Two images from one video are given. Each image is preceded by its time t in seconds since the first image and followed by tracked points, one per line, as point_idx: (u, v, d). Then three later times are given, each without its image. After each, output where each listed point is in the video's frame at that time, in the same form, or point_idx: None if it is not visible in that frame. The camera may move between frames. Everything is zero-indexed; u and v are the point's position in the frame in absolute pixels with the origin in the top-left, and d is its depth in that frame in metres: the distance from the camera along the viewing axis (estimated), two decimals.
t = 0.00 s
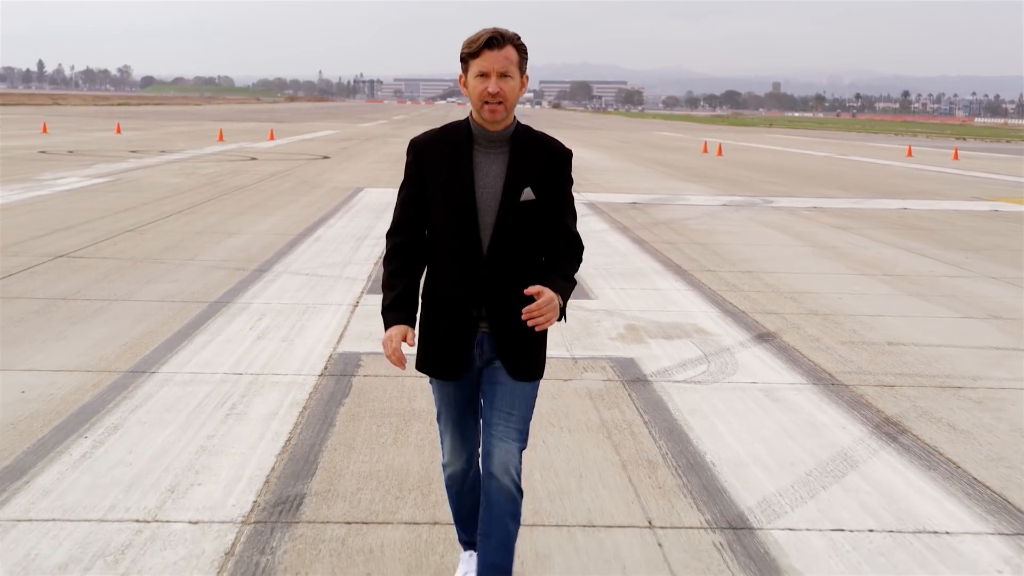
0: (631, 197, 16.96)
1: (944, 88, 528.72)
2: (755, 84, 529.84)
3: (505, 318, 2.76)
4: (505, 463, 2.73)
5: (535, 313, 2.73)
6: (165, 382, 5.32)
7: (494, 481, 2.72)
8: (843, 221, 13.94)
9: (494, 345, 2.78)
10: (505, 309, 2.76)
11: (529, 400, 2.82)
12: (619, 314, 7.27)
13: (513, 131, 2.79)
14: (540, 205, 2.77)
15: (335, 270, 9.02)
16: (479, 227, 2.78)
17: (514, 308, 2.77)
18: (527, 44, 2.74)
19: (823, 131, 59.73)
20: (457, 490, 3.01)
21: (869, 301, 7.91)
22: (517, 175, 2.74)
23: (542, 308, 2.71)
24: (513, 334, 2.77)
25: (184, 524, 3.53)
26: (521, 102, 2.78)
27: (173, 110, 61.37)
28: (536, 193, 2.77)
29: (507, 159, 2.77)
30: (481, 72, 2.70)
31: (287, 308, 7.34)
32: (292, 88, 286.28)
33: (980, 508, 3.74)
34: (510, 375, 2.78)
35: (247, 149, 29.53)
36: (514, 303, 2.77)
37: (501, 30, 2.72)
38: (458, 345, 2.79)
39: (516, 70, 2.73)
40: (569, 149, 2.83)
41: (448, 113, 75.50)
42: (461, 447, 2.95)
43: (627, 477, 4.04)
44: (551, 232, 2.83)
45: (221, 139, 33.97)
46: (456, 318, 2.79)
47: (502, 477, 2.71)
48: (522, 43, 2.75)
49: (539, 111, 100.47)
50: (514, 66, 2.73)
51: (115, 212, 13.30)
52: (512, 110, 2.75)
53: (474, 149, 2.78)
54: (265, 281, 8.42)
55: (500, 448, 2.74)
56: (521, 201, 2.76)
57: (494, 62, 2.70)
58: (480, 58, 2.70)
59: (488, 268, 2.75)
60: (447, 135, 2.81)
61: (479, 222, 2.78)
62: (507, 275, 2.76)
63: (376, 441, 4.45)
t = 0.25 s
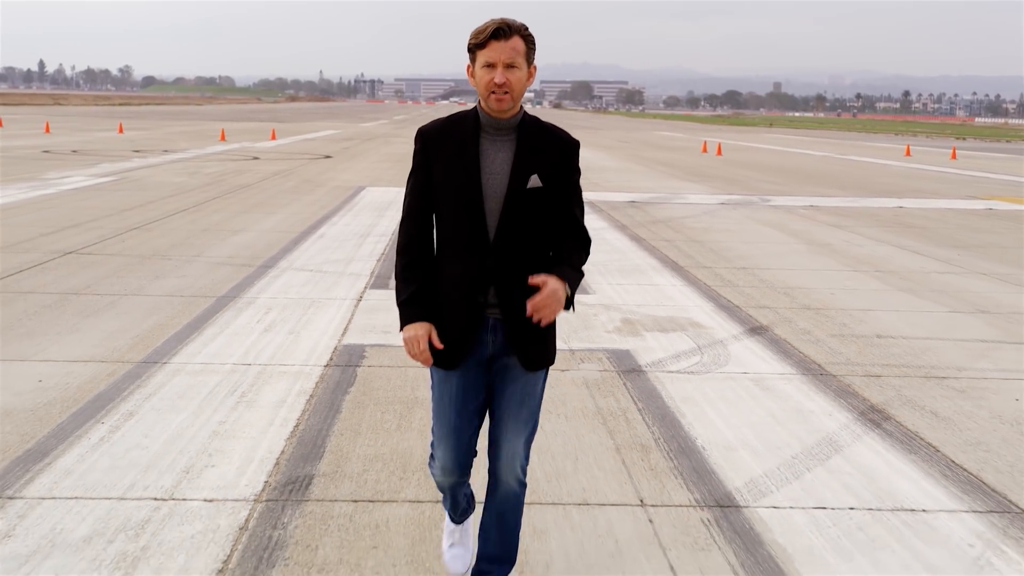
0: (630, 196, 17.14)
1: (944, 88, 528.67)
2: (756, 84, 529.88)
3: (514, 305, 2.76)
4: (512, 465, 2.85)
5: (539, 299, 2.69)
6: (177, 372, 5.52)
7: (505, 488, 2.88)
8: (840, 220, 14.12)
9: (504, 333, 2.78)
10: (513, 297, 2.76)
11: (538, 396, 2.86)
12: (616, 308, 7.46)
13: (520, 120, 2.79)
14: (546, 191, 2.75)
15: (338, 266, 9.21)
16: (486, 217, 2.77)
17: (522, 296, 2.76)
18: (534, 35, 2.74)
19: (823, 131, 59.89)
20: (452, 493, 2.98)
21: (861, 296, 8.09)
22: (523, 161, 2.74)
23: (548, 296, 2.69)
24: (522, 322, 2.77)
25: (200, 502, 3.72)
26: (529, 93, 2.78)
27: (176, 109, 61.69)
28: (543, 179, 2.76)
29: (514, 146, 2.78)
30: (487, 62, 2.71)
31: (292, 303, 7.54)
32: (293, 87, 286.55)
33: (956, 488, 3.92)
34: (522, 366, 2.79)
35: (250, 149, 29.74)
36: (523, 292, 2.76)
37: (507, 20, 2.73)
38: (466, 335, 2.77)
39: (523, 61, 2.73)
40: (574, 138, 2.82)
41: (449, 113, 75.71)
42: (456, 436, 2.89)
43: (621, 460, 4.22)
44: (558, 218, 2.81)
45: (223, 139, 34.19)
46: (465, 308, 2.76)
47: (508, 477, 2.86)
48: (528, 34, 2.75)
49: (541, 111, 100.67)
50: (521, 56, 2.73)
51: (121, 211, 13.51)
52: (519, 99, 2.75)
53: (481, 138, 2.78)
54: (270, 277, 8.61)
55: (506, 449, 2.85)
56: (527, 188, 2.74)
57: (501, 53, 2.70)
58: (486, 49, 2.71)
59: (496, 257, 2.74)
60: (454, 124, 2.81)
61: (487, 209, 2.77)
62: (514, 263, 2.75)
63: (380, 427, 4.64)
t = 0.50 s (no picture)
0: (635, 195, 17.32)
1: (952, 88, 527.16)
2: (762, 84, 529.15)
3: (521, 305, 2.82)
4: (518, 449, 2.99)
5: (527, 223, 2.66)
6: (193, 362, 5.72)
7: (512, 472, 2.99)
8: (842, 219, 14.29)
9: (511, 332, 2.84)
10: (520, 297, 2.82)
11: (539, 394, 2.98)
12: (619, 303, 7.65)
13: (528, 122, 2.82)
14: (552, 190, 2.83)
15: (347, 263, 9.41)
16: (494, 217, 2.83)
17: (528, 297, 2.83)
18: (537, 40, 2.72)
19: (830, 132, 59.96)
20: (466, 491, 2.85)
21: (859, 292, 8.26)
22: (530, 163, 2.80)
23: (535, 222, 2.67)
24: (528, 321, 2.84)
25: (220, 482, 3.92)
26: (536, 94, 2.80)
27: (182, 109, 61.97)
28: (549, 177, 2.83)
29: (521, 148, 2.82)
30: (492, 73, 2.72)
31: (303, 298, 7.74)
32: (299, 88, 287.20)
33: (940, 471, 4.11)
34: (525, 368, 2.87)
35: (258, 149, 30.00)
36: (528, 292, 2.83)
37: (508, 29, 2.69)
38: (474, 334, 2.82)
39: (527, 68, 2.73)
40: (584, 135, 2.89)
41: (455, 113, 75.94)
42: (475, 430, 2.84)
43: (621, 445, 4.41)
44: (564, 219, 2.88)
45: (231, 139, 34.44)
46: (473, 307, 2.82)
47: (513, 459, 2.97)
48: (532, 39, 2.73)
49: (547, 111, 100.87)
50: (525, 64, 2.72)
51: (132, 209, 13.74)
52: (525, 104, 2.78)
53: (490, 140, 2.82)
54: (281, 273, 8.81)
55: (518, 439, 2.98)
56: (533, 187, 2.81)
57: (505, 63, 2.69)
58: (490, 59, 2.70)
59: (504, 258, 2.79)
60: (463, 127, 2.85)
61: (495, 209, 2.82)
62: (521, 263, 2.81)
63: (390, 414, 4.84)
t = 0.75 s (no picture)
0: (634, 194, 17.53)
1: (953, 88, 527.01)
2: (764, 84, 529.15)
3: (520, 304, 2.85)
4: (535, 453, 3.05)
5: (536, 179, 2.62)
6: (204, 354, 5.92)
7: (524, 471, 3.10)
8: (838, 217, 14.49)
9: (510, 332, 2.86)
10: (519, 296, 2.85)
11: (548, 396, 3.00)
12: (616, 298, 7.85)
13: (525, 126, 2.86)
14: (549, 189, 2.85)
15: (352, 259, 9.62)
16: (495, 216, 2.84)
17: (526, 296, 2.86)
18: (530, 44, 2.77)
19: (830, 131, 60.13)
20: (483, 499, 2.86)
21: (852, 288, 8.45)
22: (527, 163, 2.84)
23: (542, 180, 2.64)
24: (526, 320, 2.87)
25: (234, 464, 4.11)
26: (532, 98, 2.85)
27: (184, 108, 62.20)
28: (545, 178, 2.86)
29: (518, 150, 2.86)
30: (488, 78, 2.76)
31: (308, 292, 7.94)
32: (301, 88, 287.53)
33: (921, 454, 4.31)
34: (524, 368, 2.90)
35: (261, 149, 30.22)
36: (525, 292, 2.86)
37: (502, 33, 2.76)
38: (474, 334, 2.85)
39: (522, 71, 2.78)
40: (580, 137, 2.95)
41: (456, 113, 76.11)
42: (486, 436, 2.87)
43: (616, 431, 4.60)
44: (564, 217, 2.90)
45: (233, 139, 34.64)
46: (473, 307, 2.85)
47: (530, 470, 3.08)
48: (526, 42, 2.79)
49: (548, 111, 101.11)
50: (521, 66, 2.78)
51: (138, 208, 13.94)
52: (522, 108, 2.82)
53: (489, 142, 2.87)
54: (287, 269, 9.01)
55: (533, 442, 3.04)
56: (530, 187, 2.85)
57: (499, 67, 2.74)
58: (486, 65, 2.75)
59: (504, 257, 2.82)
60: (463, 130, 2.90)
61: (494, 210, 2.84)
62: (520, 263, 2.84)
63: (395, 401, 5.04)
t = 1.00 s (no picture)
0: (633, 194, 17.74)
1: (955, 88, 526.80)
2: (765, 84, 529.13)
3: (524, 295, 2.88)
4: (538, 449, 2.82)
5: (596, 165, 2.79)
6: (215, 346, 6.12)
7: (529, 469, 2.81)
8: (835, 216, 14.69)
9: (514, 322, 2.90)
10: (523, 286, 2.87)
11: (554, 382, 2.93)
12: (614, 294, 8.05)
13: (528, 113, 2.89)
14: (554, 179, 2.85)
15: (356, 257, 9.82)
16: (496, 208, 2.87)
17: (530, 286, 2.88)
18: (533, 27, 2.84)
19: (830, 132, 60.31)
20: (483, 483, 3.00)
21: (845, 284, 8.65)
22: (530, 152, 2.84)
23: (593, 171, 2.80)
24: (531, 310, 2.88)
25: (246, 448, 4.31)
26: (535, 83, 2.88)
27: (186, 108, 62.48)
28: (550, 167, 2.85)
29: (521, 139, 2.87)
30: (491, 59, 2.81)
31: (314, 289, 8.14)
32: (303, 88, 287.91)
33: (904, 440, 4.51)
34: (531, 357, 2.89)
35: (264, 149, 30.45)
36: (531, 281, 2.88)
37: (505, 16, 2.82)
38: (476, 326, 2.89)
39: (524, 53, 2.83)
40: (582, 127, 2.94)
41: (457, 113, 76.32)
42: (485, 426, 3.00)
43: (612, 418, 4.80)
44: (569, 205, 2.90)
45: (235, 139, 34.87)
46: (476, 299, 2.88)
47: (533, 460, 2.81)
48: (528, 26, 2.85)
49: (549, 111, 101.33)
50: (523, 49, 2.83)
51: (145, 206, 14.16)
52: (525, 91, 2.85)
53: (491, 131, 2.88)
54: (292, 266, 9.22)
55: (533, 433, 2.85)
56: (535, 176, 2.84)
57: (502, 48, 2.80)
58: (489, 45, 2.81)
59: (507, 247, 2.85)
60: (465, 121, 2.91)
61: (497, 201, 2.87)
62: (524, 253, 2.86)
63: (399, 390, 5.24)
